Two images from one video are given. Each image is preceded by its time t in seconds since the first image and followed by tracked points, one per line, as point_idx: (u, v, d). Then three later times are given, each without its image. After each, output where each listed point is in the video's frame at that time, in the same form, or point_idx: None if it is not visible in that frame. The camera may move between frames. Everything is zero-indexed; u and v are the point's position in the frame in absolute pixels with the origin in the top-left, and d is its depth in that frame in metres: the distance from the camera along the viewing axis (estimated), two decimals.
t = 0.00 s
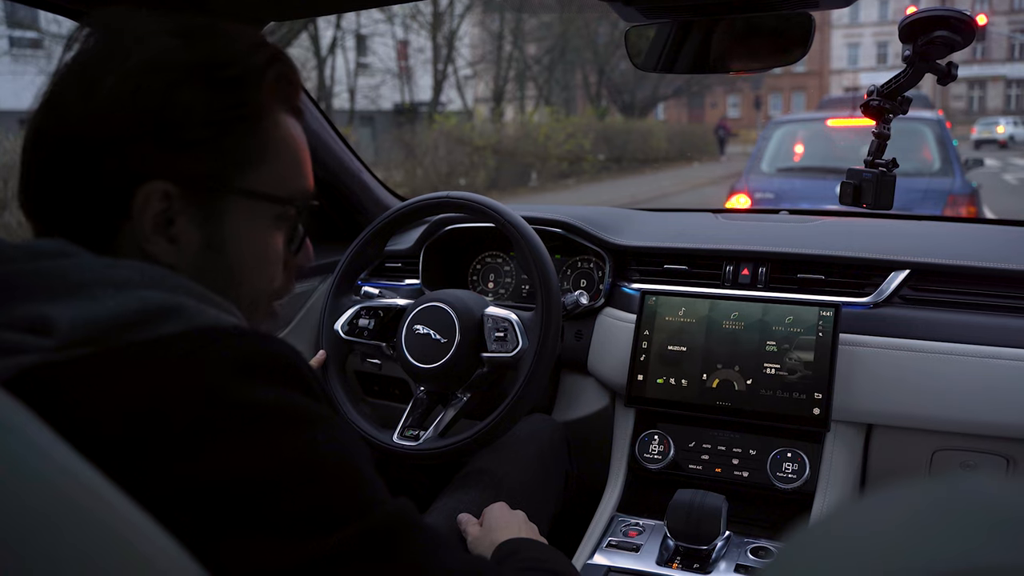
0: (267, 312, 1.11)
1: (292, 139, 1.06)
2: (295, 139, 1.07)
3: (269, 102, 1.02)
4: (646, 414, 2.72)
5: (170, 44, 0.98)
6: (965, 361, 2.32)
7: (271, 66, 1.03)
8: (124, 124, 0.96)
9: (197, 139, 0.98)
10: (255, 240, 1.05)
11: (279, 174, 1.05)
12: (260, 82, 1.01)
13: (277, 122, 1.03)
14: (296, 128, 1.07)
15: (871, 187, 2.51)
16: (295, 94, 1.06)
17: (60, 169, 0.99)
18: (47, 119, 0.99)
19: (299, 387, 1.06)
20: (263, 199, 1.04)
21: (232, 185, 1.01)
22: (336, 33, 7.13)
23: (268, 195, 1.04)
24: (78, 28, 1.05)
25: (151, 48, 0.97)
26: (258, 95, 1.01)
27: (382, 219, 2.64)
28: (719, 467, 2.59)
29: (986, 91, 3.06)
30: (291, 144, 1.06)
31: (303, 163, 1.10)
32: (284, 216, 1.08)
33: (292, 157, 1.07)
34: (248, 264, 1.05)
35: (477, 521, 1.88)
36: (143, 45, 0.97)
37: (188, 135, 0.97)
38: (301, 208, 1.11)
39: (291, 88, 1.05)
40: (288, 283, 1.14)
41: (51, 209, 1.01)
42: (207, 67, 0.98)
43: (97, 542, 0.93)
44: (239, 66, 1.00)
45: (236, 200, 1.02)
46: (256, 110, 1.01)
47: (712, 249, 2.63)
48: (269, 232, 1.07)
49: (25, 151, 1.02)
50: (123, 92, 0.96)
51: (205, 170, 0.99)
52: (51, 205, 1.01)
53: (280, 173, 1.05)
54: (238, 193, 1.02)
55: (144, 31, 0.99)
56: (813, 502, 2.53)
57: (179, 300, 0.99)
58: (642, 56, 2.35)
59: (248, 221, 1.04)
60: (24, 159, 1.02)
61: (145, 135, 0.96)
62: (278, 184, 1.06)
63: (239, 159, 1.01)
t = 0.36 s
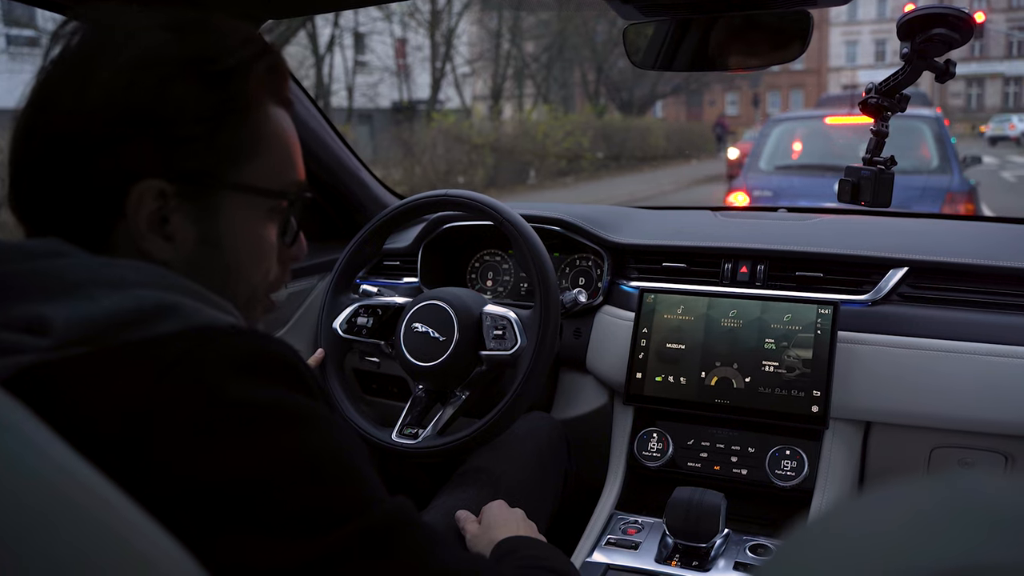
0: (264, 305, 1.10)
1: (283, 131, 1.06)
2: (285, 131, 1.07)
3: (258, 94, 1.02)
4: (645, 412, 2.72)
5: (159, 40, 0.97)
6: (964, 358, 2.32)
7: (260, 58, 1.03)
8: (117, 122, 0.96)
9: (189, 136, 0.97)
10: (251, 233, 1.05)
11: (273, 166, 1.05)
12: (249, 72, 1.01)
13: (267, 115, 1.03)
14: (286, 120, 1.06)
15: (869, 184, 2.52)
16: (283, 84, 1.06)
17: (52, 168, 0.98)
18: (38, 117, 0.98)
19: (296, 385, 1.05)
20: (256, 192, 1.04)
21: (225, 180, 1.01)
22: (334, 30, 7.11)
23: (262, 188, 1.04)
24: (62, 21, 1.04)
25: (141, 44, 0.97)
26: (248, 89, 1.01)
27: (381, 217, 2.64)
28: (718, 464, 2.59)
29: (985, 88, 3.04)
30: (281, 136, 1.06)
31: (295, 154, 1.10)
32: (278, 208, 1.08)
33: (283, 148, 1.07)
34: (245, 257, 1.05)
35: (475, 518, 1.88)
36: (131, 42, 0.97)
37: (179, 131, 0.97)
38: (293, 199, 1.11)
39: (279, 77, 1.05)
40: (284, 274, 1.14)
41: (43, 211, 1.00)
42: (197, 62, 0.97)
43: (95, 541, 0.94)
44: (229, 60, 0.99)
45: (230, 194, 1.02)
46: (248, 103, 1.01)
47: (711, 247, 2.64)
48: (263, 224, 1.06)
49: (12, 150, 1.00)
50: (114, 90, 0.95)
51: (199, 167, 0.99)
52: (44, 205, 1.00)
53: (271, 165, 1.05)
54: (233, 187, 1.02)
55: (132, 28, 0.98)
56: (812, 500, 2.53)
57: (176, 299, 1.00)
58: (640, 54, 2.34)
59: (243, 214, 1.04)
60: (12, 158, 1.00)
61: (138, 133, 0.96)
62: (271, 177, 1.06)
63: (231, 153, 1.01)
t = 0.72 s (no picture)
0: (257, 299, 1.12)
1: (275, 125, 1.06)
2: (277, 126, 1.07)
3: (249, 91, 1.01)
4: (643, 410, 2.72)
5: (151, 37, 0.96)
6: (962, 356, 2.32)
7: (251, 54, 1.02)
8: (112, 121, 0.95)
9: (182, 134, 0.97)
10: (245, 229, 1.06)
11: (266, 161, 1.06)
12: (240, 68, 1.00)
13: (259, 110, 1.03)
14: (276, 114, 1.06)
15: (867, 182, 2.52)
16: (273, 78, 1.05)
17: (48, 167, 0.99)
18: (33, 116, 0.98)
19: (292, 384, 1.05)
20: (249, 188, 1.04)
21: (219, 176, 1.01)
22: (332, 28, 7.09)
23: (255, 183, 1.05)
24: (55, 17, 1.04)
25: (133, 42, 0.95)
26: (240, 85, 1.00)
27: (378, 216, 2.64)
28: (716, 462, 2.60)
29: (982, 87, 3.04)
30: (273, 131, 1.06)
31: (287, 149, 1.10)
32: (271, 203, 1.09)
33: (275, 142, 1.07)
34: (241, 253, 1.06)
35: (474, 516, 1.88)
36: (124, 39, 0.96)
37: (173, 129, 0.97)
38: (286, 193, 1.12)
39: (270, 72, 1.05)
40: (277, 267, 1.14)
41: (38, 209, 1.02)
42: (190, 59, 0.96)
43: (97, 541, 0.93)
44: (221, 56, 0.98)
45: (224, 190, 1.02)
46: (241, 99, 1.01)
47: (709, 245, 2.64)
48: (257, 219, 1.07)
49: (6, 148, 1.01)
50: (108, 88, 0.95)
51: (193, 165, 0.99)
52: (41, 204, 1.01)
53: (263, 160, 1.06)
54: (227, 183, 1.02)
55: (125, 25, 0.97)
56: (810, 498, 2.53)
57: (173, 297, 1.00)
58: (638, 53, 2.35)
59: (237, 210, 1.04)
60: (7, 156, 1.01)
61: (133, 131, 0.96)
62: (263, 171, 1.06)
63: (225, 150, 1.01)
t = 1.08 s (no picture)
0: (261, 302, 1.10)
1: (282, 126, 1.05)
2: (283, 127, 1.06)
3: (255, 89, 1.01)
4: (642, 409, 2.73)
5: (152, 35, 0.96)
6: (961, 355, 2.32)
7: (256, 54, 1.01)
8: (112, 118, 0.95)
9: (182, 132, 0.97)
10: (249, 229, 1.05)
11: (270, 161, 1.05)
12: (241, 66, 1.00)
13: (264, 111, 1.02)
14: (284, 115, 1.06)
15: (866, 180, 2.52)
16: (283, 81, 1.06)
17: (48, 165, 0.98)
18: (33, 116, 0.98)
19: (293, 383, 1.05)
20: (254, 188, 1.04)
21: (221, 175, 1.01)
22: (331, 28, 7.08)
23: (258, 184, 1.04)
24: (56, 16, 1.04)
25: (134, 40, 0.96)
26: (244, 85, 1.00)
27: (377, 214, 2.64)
28: (715, 461, 2.60)
29: (982, 84, 3.03)
30: (280, 132, 1.06)
31: (293, 150, 1.09)
32: (275, 204, 1.08)
33: (282, 144, 1.06)
34: (244, 254, 1.05)
35: (473, 514, 1.88)
36: (125, 37, 0.96)
37: (173, 127, 0.97)
38: (291, 195, 1.10)
39: (277, 73, 1.04)
40: (283, 269, 1.13)
41: (39, 210, 1.01)
42: (189, 58, 0.96)
43: (96, 541, 0.93)
44: (224, 55, 0.98)
45: (226, 189, 1.02)
46: (244, 99, 1.00)
47: (708, 244, 2.64)
48: (260, 220, 1.06)
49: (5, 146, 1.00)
50: (108, 87, 0.95)
51: (193, 163, 0.99)
52: (43, 203, 1.01)
53: (269, 160, 1.05)
54: (228, 183, 1.02)
55: (126, 24, 0.97)
56: (809, 496, 2.54)
57: (171, 296, 0.99)
58: (637, 51, 2.36)
59: (239, 210, 1.03)
60: (9, 155, 1.01)
61: (132, 128, 0.96)
62: (268, 173, 1.05)
63: (226, 148, 1.00)
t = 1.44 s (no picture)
0: (258, 298, 1.10)
1: (275, 122, 1.06)
2: (276, 122, 1.07)
3: (247, 85, 1.01)
4: (642, 407, 2.73)
5: (146, 32, 0.96)
6: (961, 352, 2.32)
7: (249, 50, 1.02)
8: (109, 118, 0.95)
9: (179, 129, 0.97)
10: (245, 226, 1.05)
11: (265, 156, 1.05)
12: (238, 62, 1.00)
13: (257, 106, 1.03)
14: (275, 110, 1.06)
15: (865, 178, 2.51)
16: (273, 74, 1.05)
17: (44, 166, 0.99)
18: (30, 115, 0.98)
19: (290, 382, 1.05)
20: (249, 183, 1.04)
21: (218, 171, 1.01)
22: (330, 27, 7.09)
23: (254, 179, 1.05)
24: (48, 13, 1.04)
25: (128, 38, 0.96)
26: (238, 81, 1.00)
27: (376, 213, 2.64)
28: (715, 459, 2.60)
29: (980, 82, 3.03)
30: (272, 127, 1.06)
31: (286, 145, 1.09)
32: (271, 199, 1.08)
33: (274, 139, 1.07)
34: (240, 250, 1.05)
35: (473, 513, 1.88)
36: (119, 34, 0.96)
37: (170, 124, 0.97)
38: (286, 190, 1.11)
39: (269, 67, 1.05)
40: (278, 264, 1.13)
41: (37, 209, 1.01)
42: (184, 55, 0.97)
43: (96, 541, 0.93)
44: (217, 51, 0.99)
45: (222, 186, 1.02)
46: (238, 94, 1.01)
47: (707, 242, 2.64)
48: (256, 215, 1.06)
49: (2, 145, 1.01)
50: (103, 85, 0.95)
51: (189, 161, 0.99)
52: (40, 203, 1.01)
53: (263, 155, 1.05)
54: (225, 179, 1.02)
55: (117, 20, 0.97)
56: (809, 494, 2.54)
57: (169, 296, 0.99)
58: (636, 49, 2.35)
59: (235, 206, 1.04)
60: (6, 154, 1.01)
61: (128, 127, 0.96)
62: (263, 167, 1.06)
63: (222, 145, 1.01)
